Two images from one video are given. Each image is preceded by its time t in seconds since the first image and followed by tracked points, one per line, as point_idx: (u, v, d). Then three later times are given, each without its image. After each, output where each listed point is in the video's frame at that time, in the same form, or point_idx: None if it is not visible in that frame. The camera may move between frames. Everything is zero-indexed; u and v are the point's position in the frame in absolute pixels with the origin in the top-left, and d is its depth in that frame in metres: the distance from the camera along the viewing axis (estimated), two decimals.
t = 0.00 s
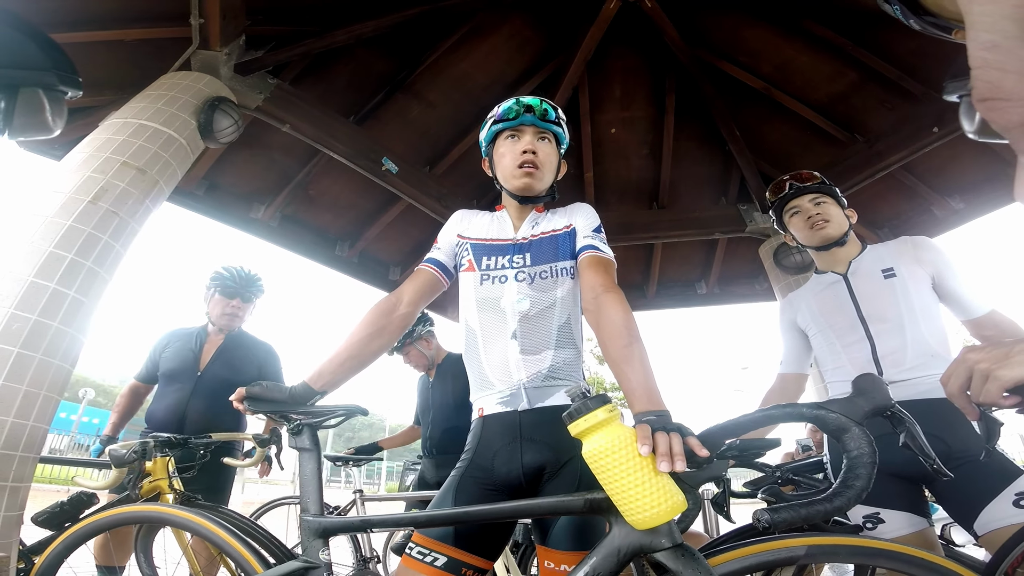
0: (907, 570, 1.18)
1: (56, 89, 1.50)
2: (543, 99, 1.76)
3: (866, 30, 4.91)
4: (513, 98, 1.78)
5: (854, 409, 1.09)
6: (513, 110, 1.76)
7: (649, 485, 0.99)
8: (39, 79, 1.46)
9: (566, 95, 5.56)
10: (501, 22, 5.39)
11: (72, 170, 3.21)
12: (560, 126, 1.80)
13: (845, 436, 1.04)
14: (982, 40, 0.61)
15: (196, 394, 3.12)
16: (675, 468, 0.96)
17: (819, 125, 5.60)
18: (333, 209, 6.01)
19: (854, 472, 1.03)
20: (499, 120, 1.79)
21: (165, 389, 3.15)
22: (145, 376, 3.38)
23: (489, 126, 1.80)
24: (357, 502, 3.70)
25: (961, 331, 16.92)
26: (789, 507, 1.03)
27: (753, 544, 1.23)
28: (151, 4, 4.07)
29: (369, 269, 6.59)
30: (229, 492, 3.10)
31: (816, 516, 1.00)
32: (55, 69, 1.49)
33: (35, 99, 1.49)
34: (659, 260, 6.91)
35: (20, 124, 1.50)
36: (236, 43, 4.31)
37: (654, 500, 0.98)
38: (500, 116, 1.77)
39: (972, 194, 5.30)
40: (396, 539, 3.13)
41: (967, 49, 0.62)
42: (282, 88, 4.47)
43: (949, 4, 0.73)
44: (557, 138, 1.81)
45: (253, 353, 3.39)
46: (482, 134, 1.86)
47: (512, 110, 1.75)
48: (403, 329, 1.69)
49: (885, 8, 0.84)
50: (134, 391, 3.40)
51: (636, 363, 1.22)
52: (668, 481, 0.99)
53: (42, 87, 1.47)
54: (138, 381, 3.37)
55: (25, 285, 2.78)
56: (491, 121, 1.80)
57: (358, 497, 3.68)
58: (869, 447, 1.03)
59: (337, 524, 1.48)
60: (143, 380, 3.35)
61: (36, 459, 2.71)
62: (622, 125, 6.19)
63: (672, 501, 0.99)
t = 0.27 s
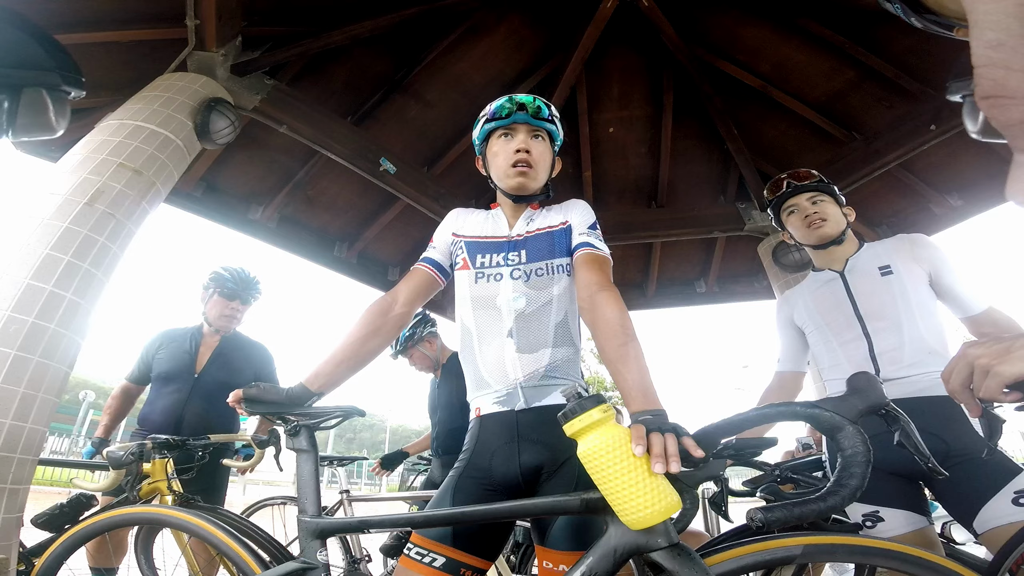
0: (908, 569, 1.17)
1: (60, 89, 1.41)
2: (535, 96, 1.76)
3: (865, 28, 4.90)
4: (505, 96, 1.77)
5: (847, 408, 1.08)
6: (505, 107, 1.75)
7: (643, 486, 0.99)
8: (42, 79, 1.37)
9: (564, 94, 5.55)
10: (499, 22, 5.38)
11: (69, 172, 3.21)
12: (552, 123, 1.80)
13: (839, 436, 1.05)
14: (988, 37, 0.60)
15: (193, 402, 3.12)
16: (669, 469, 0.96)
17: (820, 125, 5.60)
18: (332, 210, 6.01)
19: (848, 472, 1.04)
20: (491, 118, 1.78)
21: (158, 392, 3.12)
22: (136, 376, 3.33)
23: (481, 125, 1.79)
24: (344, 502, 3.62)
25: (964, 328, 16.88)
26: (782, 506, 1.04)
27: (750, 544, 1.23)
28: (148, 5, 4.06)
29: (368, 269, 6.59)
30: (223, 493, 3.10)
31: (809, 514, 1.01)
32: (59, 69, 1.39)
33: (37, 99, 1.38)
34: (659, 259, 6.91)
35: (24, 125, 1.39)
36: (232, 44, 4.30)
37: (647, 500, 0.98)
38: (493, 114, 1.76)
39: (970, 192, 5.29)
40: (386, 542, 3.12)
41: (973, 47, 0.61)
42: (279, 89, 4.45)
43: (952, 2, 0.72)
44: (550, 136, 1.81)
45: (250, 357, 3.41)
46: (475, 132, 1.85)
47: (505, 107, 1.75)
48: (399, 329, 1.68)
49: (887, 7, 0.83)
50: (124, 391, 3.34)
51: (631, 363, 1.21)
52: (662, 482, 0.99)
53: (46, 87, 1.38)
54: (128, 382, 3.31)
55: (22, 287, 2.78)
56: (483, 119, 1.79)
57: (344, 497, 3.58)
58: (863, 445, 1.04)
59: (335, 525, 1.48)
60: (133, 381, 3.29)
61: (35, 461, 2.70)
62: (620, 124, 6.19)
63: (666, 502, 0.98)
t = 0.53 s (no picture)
0: (906, 569, 1.17)
1: (60, 89, 1.37)
2: (532, 96, 1.75)
3: (863, 28, 4.91)
4: (502, 96, 1.76)
5: (842, 409, 1.08)
6: (502, 107, 1.75)
7: (640, 486, 0.99)
8: (43, 79, 1.33)
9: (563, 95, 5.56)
10: (498, 22, 5.38)
11: (68, 173, 3.21)
12: (550, 122, 1.79)
13: (835, 436, 1.05)
14: (988, 31, 0.54)
15: (181, 402, 3.12)
16: (666, 469, 0.95)
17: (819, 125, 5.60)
18: (331, 210, 6.01)
19: (844, 472, 1.04)
20: (488, 118, 1.78)
21: (143, 392, 3.11)
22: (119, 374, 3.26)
23: (478, 124, 1.79)
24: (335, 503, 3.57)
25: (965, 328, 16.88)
26: (778, 507, 1.05)
27: (746, 544, 1.23)
28: (146, 5, 4.05)
29: (367, 269, 6.59)
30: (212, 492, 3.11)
31: (806, 515, 1.02)
32: (60, 68, 1.35)
33: (38, 100, 1.34)
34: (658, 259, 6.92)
35: (24, 125, 1.35)
36: (231, 45, 4.30)
37: (644, 500, 0.98)
38: (489, 114, 1.76)
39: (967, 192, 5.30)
40: (376, 543, 3.14)
41: (972, 42, 0.56)
42: (278, 89, 4.44)
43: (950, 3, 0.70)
44: (548, 135, 1.80)
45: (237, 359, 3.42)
46: (473, 132, 1.85)
47: (501, 108, 1.74)
48: (396, 329, 1.68)
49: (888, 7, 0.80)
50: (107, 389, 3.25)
51: (628, 362, 1.22)
52: (658, 482, 0.99)
53: (44, 88, 1.33)
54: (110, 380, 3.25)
55: (22, 288, 2.78)
56: (480, 119, 1.79)
57: (335, 497, 3.54)
58: (859, 445, 1.04)
59: (332, 524, 1.48)
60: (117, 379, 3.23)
61: (35, 462, 2.70)
62: (618, 124, 6.19)
63: (663, 502, 0.98)
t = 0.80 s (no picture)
0: (905, 569, 1.18)
1: (57, 89, 1.43)
2: (538, 97, 1.75)
3: (863, 28, 4.90)
4: (508, 96, 1.77)
5: (844, 409, 1.08)
6: (508, 107, 1.75)
7: (640, 485, 0.99)
8: (40, 79, 1.39)
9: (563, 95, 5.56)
10: (498, 23, 5.38)
11: (70, 174, 3.21)
12: (555, 125, 1.80)
13: (836, 437, 1.05)
14: (972, 31, 0.54)
15: (174, 403, 3.14)
16: (665, 467, 0.95)
17: (818, 125, 5.61)
18: (331, 211, 6.01)
19: (845, 473, 1.04)
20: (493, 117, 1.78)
21: (138, 392, 3.09)
22: (106, 370, 3.25)
23: (483, 124, 1.80)
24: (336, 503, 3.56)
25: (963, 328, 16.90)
26: (778, 509, 1.05)
27: (745, 544, 1.24)
28: (146, 6, 4.05)
29: (366, 270, 6.59)
30: (205, 491, 3.12)
31: (806, 517, 1.01)
32: (58, 69, 1.41)
33: (36, 99, 1.40)
34: (658, 260, 6.92)
35: (21, 125, 1.41)
36: (232, 45, 4.30)
37: (644, 499, 0.98)
38: (495, 114, 1.76)
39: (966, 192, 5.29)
40: (378, 541, 3.13)
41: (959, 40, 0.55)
42: (278, 90, 4.44)
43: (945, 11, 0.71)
44: (553, 137, 1.81)
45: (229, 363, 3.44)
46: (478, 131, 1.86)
47: (507, 108, 1.75)
48: (395, 328, 1.69)
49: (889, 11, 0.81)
50: (92, 383, 3.26)
51: (627, 361, 1.22)
52: (659, 481, 0.99)
53: (43, 86, 1.40)
54: (97, 375, 3.25)
55: (24, 290, 2.78)
56: (485, 119, 1.79)
57: (336, 496, 3.54)
58: (859, 446, 1.04)
59: (329, 523, 1.48)
60: (104, 376, 3.23)
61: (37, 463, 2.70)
62: (618, 125, 6.19)
63: (663, 501, 0.98)
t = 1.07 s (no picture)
0: (899, 570, 1.18)
1: (57, 89, 1.43)
2: (553, 99, 1.75)
3: (863, 29, 4.91)
4: (522, 97, 1.77)
5: (840, 409, 1.08)
6: (522, 108, 1.76)
7: (633, 484, 0.99)
8: (39, 79, 1.39)
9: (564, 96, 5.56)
10: (498, 23, 5.38)
11: (70, 174, 3.21)
12: (568, 128, 1.79)
13: (832, 437, 1.05)
14: (968, 27, 0.54)
15: (174, 405, 3.14)
16: (661, 462, 0.96)
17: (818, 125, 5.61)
18: (332, 211, 6.01)
19: (840, 474, 1.04)
20: (507, 117, 1.79)
21: (138, 391, 3.10)
22: (104, 369, 3.25)
23: (496, 124, 1.80)
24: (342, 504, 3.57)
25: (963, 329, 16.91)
26: (773, 510, 1.04)
27: (739, 545, 1.23)
28: (147, 6, 4.06)
29: (366, 270, 6.60)
30: (204, 492, 3.11)
31: (801, 518, 1.00)
32: (57, 69, 1.42)
33: (36, 99, 1.41)
34: (658, 260, 6.93)
35: (21, 125, 1.41)
36: (233, 45, 4.31)
37: (638, 499, 0.98)
38: (508, 115, 1.77)
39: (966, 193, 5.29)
40: (382, 541, 3.11)
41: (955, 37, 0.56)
42: (278, 90, 4.45)
43: None
44: (566, 140, 1.80)
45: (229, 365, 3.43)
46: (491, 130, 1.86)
47: (520, 109, 1.75)
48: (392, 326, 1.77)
49: None
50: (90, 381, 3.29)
51: (633, 361, 1.23)
52: (652, 480, 0.99)
53: (43, 86, 1.40)
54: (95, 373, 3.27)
55: (26, 290, 2.78)
56: (499, 118, 1.80)
57: (341, 497, 3.56)
58: (854, 447, 1.04)
59: (323, 523, 1.48)
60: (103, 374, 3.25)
61: (37, 463, 2.70)
62: (618, 125, 6.20)
63: (657, 501, 0.98)
